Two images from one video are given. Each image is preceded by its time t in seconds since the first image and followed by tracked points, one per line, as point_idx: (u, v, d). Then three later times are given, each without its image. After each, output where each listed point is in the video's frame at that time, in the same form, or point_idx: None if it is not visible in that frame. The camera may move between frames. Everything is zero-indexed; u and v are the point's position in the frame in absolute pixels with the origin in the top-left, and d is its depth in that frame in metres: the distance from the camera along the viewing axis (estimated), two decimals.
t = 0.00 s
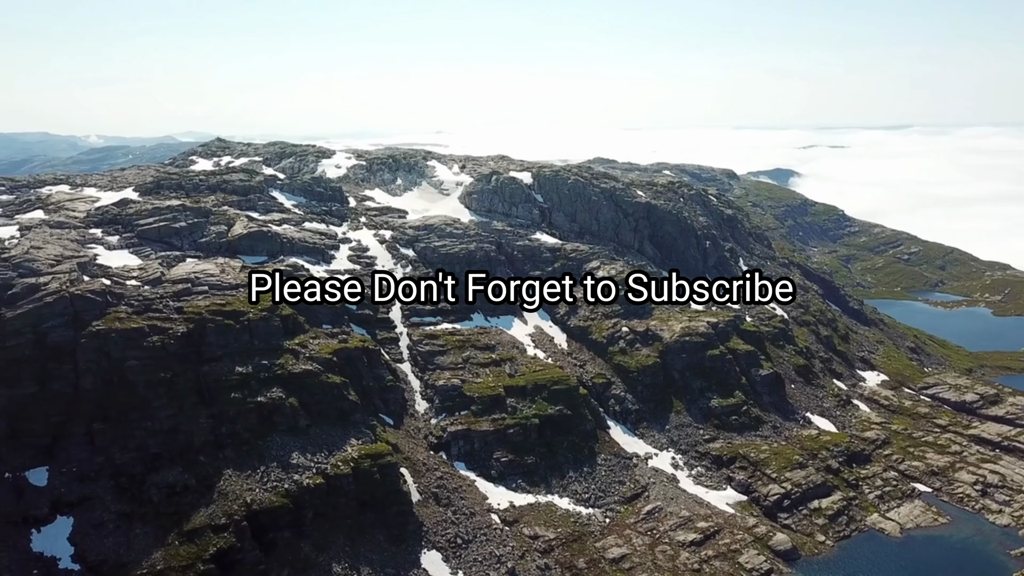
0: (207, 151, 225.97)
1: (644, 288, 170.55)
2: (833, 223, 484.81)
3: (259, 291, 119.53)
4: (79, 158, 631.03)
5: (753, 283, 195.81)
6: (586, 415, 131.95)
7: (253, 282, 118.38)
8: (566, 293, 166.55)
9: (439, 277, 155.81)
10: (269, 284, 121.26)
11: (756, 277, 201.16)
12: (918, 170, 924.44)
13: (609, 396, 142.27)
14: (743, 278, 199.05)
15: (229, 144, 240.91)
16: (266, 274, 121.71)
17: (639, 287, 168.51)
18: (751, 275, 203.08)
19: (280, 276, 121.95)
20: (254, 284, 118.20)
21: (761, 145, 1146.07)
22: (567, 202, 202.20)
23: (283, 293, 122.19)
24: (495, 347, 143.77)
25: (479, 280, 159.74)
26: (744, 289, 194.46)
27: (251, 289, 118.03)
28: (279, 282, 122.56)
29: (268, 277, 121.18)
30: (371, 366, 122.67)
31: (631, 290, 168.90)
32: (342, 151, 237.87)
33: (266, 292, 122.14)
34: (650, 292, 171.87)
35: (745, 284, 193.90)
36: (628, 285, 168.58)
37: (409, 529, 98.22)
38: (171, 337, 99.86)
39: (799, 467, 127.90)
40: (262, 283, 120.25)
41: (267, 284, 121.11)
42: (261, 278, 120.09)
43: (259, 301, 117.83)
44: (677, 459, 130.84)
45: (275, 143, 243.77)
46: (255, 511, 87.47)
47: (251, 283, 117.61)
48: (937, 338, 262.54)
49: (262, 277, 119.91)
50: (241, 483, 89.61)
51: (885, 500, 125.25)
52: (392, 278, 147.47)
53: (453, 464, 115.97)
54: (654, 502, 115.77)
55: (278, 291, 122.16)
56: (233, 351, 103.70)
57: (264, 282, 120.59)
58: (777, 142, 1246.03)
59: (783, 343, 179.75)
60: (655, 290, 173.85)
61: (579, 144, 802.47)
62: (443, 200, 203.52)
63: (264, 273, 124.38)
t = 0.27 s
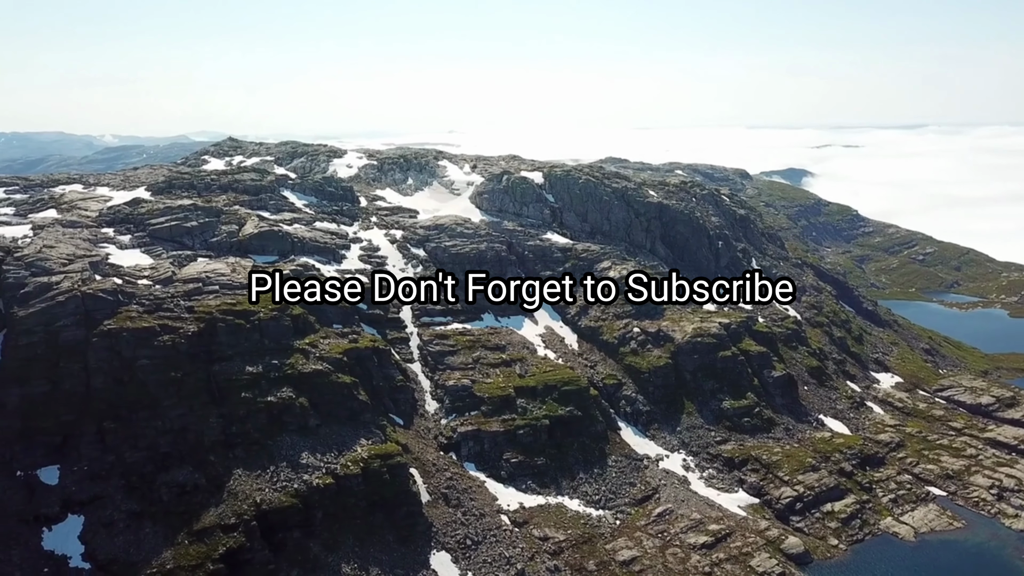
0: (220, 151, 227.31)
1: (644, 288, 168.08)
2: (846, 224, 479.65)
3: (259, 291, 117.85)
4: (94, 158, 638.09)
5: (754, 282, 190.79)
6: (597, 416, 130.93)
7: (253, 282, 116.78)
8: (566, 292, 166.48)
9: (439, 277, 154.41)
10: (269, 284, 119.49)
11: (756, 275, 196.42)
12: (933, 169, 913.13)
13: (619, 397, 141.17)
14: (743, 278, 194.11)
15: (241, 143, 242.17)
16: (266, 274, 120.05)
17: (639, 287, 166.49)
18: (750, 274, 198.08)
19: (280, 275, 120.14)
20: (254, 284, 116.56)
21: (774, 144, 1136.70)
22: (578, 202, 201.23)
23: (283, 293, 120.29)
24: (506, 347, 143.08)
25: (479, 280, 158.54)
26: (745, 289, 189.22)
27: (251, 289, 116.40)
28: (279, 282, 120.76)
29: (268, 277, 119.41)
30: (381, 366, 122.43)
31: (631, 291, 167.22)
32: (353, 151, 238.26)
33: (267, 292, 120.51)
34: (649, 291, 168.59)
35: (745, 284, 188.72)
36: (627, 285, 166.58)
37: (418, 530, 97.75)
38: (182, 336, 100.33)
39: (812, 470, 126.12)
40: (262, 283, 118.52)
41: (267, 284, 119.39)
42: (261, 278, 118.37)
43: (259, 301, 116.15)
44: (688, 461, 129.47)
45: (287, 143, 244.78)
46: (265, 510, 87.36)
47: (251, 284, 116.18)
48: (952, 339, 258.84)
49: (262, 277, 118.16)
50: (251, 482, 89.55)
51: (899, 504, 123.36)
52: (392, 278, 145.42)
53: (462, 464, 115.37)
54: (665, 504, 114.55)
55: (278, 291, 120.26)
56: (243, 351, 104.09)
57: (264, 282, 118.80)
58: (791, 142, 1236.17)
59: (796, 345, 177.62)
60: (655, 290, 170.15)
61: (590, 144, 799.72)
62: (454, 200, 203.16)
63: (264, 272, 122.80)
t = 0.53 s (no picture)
0: (230, 150, 228.45)
1: (644, 288, 166.57)
2: (858, 224, 475.15)
3: (259, 291, 116.59)
4: (108, 157, 643.52)
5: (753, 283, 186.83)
6: (606, 417, 130.09)
7: (253, 282, 115.57)
8: (566, 292, 165.47)
9: (439, 277, 153.09)
10: (269, 284, 117.99)
11: (755, 276, 192.62)
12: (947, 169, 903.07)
13: (629, 398, 140.20)
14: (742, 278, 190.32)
15: (251, 143, 243.21)
16: (266, 274, 118.66)
17: (638, 287, 165.51)
18: (750, 274, 194.05)
19: (281, 275, 118.67)
20: (253, 284, 115.33)
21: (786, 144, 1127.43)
22: (588, 202, 200.29)
23: (284, 293, 118.76)
24: (515, 348, 142.46)
25: (479, 280, 157.25)
26: (744, 289, 184.97)
27: (251, 289, 115.16)
28: (279, 282, 119.19)
29: (268, 276, 117.90)
30: (390, 366, 122.18)
31: (631, 290, 166.26)
32: (363, 150, 238.50)
33: (267, 293, 119.04)
34: (650, 291, 166.55)
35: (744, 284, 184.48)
36: (628, 285, 165.87)
37: (426, 531, 97.38)
38: (191, 336, 100.81)
39: (823, 472, 124.63)
40: (262, 283, 117.10)
41: (267, 283, 117.90)
42: (261, 278, 116.98)
43: (259, 301, 114.77)
44: (698, 463, 128.32)
45: (297, 142, 245.50)
46: (273, 510, 87.31)
47: (251, 284, 115.10)
48: (965, 341, 255.58)
49: (262, 277, 116.80)
50: (259, 482, 89.54)
51: (911, 507, 121.73)
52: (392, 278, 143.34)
53: (471, 465, 114.87)
54: (675, 506, 113.49)
55: (278, 291, 118.69)
56: (252, 351, 104.39)
57: (264, 282, 117.40)
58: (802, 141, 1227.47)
59: (808, 346, 175.79)
60: (655, 290, 167.23)
61: (601, 143, 796.60)
62: (463, 200, 202.80)
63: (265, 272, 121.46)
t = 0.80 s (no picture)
0: (242, 150, 229.57)
1: (644, 288, 165.39)
2: (872, 224, 469.71)
3: (259, 291, 115.35)
4: (123, 156, 649.97)
5: (753, 282, 182.52)
6: (617, 418, 129.06)
7: (252, 282, 114.24)
8: (566, 292, 163.98)
9: (439, 276, 151.55)
10: (269, 284, 116.66)
11: (755, 275, 188.65)
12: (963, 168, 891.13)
13: (640, 399, 139.00)
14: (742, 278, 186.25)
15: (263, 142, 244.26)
16: (266, 274, 117.34)
17: (639, 287, 164.34)
18: (750, 274, 189.88)
19: (281, 275, 117.25)
20: (253, 284, 114.20)
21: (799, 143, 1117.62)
22: (599, 202, 199.11)
23: (284, 293, 117.11)
24: (525, 348, 141.67)
25: (478, 280, 155.32)
26: (745, 289, 180.47)
27: (251, 289, 113.92)
28: (279, 281, 117.80)
29: (268, 276, 116.68)
30: (400, 366, 121.82)
31: (637, 290, 165.09)
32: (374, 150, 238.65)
33: (267, 293, 117.66)
34: (650, 291, 165.03)
35: (745, 283, 180.00)
36: (639, 286, 164.77)
37: (435, 532, 96.87)
38: (201, 335, 101.18)
39: (836, 475, 122.87)
40: (262, 283, 115.79)
41: (267, 283, 116.62)
42: (261, 278, 115.61)
43: (258, 301, 113.37)
44: (710, 465, 126.96)
45: (309, 142, 246.14)
46: (282, 510, 87.18)
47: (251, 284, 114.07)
48: (981, 342, 251.60)
49: (262, 277, 115.45)
50: (269, 482, 89.51)
51: (925, 511, 119.82)
52: (392, 278, 140.81)
53: (480, 466, 114.24)
54: (686, 508, 112.26)
55: (278, 291, 117.25)
56: (262, 351, 104.60)
57: (264, 282, 116.12)
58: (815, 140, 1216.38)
59: (821, 347, 173.57)
60: (655, 290, 165.32)
61: (612, 142, 793.60)
62: (474, 200, 202.28)
63: (266, 272, 120.21)
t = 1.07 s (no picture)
0: (254, 149, 230.59)
1: (644, 288, 164.40)
2: (886, 224, 464.35)
3: (259, 291, 114.31)
4: (137, 155, 655.84)
5: (753, 282, 178.84)
6: (627, 419, 128.00)
7: (252, 282, 113.45)
8: (566, 292, 161.84)
9: (439, 276, 150.31)
10: (270, 284, 115.65)
11: (755, 275, 185.00)
12: (979, 168, 879.25)
13: (650, 401, 137.77)
14: (741, 278, 182.97)
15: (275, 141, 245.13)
16: (266, 274, 116.54)
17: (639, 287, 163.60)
18: (750, 274, 186.47)
19: (281, 275, 116.30)
20: (253, 284, 113.41)
21: (812, 143, 1107.99)
22: (610, 202, 197.91)
23: (283, 293, 115.96)
24: (535, 349, 140.90)
25: (479, 279, 153.65)
26: (745, 289, 176.92)
27: (251, 289, 113.08)
28: (279, 281, 116.72)
29: (268, 276, 115.74)
30: (409, 366, 121.49)
31: (648, 291, 163.90)
32: (385, 149, 238.80)
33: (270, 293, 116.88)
34: (650, 292, 164.04)
35: (744, 283, 176.39)
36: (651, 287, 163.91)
37: (444, 533, 96.38)
38: (211, 334, 101.47)
39: (848, 478, 121.16)
40: (262, 283, 114.89)
41: (267, 283, 115.55)
42: (261, 278, 114.78)
43: (264, 301, 113.06)
44: (721, 467, 125.60)
45: (320, 141, 246.76)
46: (292, 511, 87.07)
47: (251, 284, 113.38)
48: (997, 345, 247.64)
49: (262, 277, 114.65)
50: (278, 482, 89.40)
51: (940, 516, 117.93)
52: (393, 278, 139.04)
53: (490, 467, 113.64)
54: (696, 511, 111.06)
55: (279, 291, 116.06)
56: (271, 350, 104.70)
57: (264, 282, 115.15)
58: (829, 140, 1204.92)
59: (834, 349, 171.44)
60: (655, 290, 164.25)
61: (623, 142, 790.57)
62: (485, 199, 201.81)
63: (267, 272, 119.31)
